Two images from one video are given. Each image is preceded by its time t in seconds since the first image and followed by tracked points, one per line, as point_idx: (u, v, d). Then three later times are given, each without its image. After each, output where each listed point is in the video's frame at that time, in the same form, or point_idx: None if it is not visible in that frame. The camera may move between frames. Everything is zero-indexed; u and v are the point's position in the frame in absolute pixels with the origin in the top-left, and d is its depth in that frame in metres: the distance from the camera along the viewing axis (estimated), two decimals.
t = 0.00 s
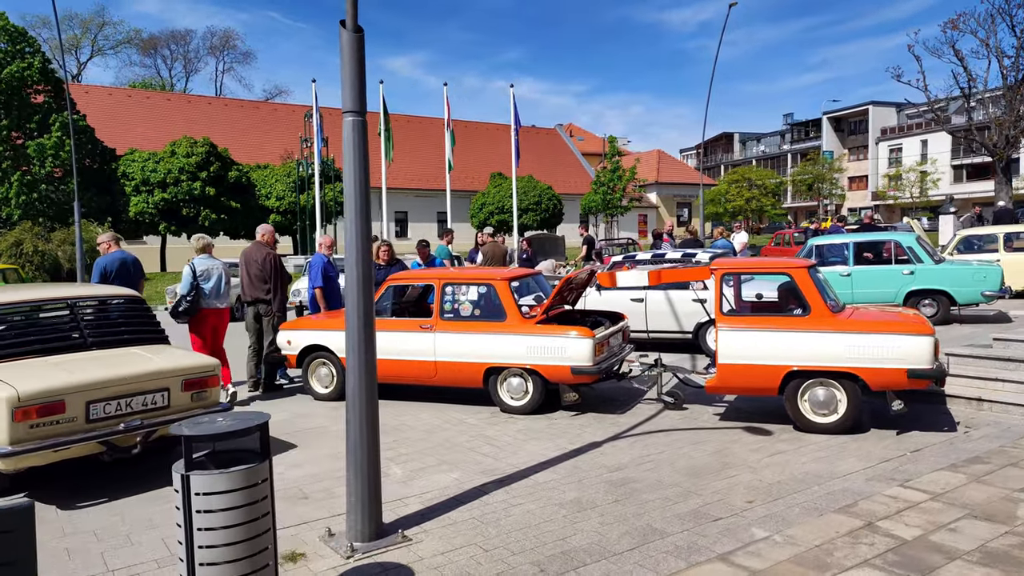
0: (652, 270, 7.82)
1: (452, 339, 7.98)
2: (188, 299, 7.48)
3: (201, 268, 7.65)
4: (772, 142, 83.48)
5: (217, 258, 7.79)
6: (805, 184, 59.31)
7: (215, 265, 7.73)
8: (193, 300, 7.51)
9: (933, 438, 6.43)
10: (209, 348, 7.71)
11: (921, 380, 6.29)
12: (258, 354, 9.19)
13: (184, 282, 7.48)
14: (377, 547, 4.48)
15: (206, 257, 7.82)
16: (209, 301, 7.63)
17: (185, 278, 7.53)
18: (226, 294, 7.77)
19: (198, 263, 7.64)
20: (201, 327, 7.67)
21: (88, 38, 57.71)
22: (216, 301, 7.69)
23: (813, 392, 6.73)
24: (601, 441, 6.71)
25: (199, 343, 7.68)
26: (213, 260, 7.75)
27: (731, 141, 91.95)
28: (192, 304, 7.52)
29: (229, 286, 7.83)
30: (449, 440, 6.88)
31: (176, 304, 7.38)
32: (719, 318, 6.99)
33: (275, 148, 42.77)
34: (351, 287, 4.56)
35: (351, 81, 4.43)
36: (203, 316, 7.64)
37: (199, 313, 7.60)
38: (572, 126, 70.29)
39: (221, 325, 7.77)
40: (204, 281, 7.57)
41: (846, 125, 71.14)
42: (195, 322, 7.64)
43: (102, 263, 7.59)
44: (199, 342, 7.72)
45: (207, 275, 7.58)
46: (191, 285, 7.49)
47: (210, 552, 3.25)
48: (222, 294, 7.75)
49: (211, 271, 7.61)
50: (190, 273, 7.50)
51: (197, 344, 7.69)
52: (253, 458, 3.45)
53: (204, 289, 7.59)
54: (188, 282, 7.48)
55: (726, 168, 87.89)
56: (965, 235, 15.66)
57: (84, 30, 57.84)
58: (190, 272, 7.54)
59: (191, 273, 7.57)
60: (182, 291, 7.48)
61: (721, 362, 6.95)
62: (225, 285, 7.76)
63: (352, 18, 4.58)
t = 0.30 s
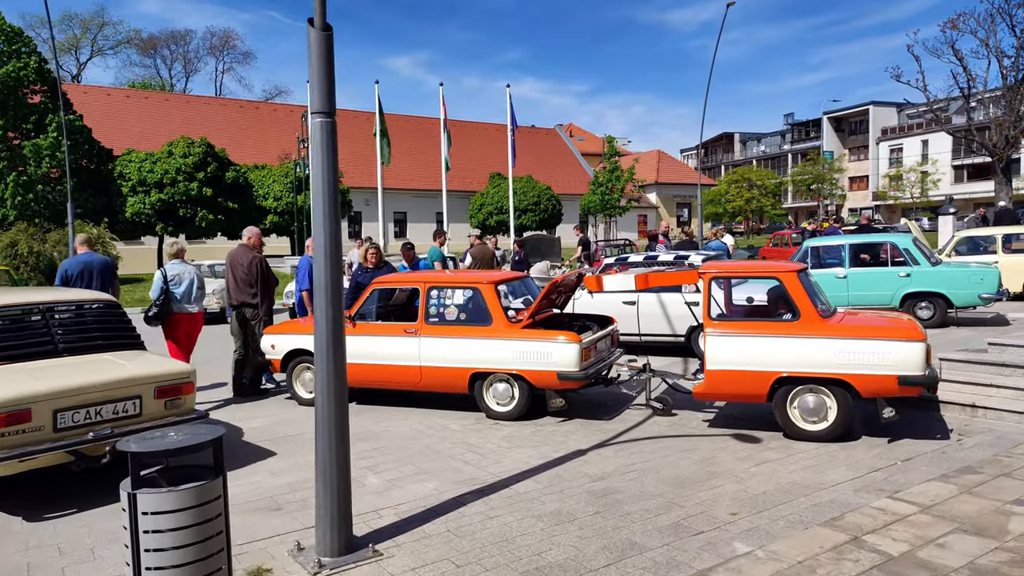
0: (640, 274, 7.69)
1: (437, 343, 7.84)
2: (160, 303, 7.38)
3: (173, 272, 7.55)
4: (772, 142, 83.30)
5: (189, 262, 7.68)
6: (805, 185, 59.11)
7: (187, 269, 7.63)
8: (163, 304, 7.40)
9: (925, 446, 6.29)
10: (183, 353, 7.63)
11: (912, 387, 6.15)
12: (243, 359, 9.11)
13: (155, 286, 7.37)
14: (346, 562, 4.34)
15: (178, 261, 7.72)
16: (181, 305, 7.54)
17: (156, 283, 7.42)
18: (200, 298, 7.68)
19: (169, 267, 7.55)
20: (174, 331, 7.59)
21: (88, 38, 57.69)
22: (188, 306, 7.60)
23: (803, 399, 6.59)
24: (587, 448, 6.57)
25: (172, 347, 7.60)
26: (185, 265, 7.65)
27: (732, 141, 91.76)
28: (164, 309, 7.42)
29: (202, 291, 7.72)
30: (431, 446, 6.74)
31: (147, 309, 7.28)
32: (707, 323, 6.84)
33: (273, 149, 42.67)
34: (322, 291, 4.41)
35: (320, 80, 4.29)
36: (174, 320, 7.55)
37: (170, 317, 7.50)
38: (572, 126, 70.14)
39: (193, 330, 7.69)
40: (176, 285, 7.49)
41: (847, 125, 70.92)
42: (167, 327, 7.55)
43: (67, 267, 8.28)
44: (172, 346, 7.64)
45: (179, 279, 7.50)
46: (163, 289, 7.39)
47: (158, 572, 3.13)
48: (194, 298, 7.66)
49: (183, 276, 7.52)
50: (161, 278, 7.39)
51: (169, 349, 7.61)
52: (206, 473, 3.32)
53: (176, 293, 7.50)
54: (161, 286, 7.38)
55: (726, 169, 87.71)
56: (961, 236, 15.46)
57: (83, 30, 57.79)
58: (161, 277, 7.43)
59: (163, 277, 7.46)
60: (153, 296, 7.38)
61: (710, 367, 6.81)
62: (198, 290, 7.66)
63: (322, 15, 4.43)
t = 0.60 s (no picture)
0: (627, 277, 7.56)
1: (423, 346, 7.70)
2: (139, 303, 7.27)
3: (154, 273, 7.45)
4: (773, 143, 83.15)
5: (171, 264, 7.58)
6: (805, 185, 58.91)
7: (169, 271, 7.53)
8: (142, 305, 7.28)
9: (916, 452, 6.15)
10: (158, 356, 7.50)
11: (903, 392, 6.01)
12: (229, 362, 8.97)
13: (136, 286, 7.25)
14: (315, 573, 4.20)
15: (159, 262, 7.62)
16: (159, 307, 7.43)
17: (136, 282, 7.31)
18: (179, 300, 7.58)
19: (151, 268, 7.45)
20: (149, 333, 7.45)
21: (88, 39, 57.70)
22: (166, 308, 7.48)
23: (793, 404, 6.46)
24: (571, 454, 6.44)
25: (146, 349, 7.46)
26: (167, 266, 7.54)
27: (733, 142, 91.46)
28: (142, 310, 7.31)
29: (182, 293, 7.61)
30: (413, 452, 6.60)
31: (125, 308, 7.16)
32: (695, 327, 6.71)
33: (271, 150, 42.57)
34: (290, 295, 4.27)
35: (287, 76, 4.16)
36: (151, 321, 7.42)
37: (147, 318, 7.38)
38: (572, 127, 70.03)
39: (168, 333, 7.56)
40: (156, 286, 7.38)
41: (848, 126, 70.73)
42: (143, 329, 7.41)
43: (39, 269, 8.31)
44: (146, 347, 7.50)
45: (160, 280, 7.39)
46: (143, 289, 7.28)
47: None
48: (173, 301, 7.55)
49: (165, 278, 7.42)
50: (142, 278, 7.28)
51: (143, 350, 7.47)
52: (157, 486, 3.23)
53: (156, 294, 7.39)
54: (141, 286, 7.27)
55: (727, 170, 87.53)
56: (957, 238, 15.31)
57: (83, 32, 57.80)
58: (142, 277, 7.31)
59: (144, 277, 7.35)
60: (133, 295, 7.27)
61: (698, 371, 6.67)
62: (178, 293, 7.55)
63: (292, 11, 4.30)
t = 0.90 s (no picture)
0: (613, 279, 7.44)
1: (407, 349, 7.58)
2: (116, 303, 7.17)
3: (133, 274, 7.35)
4: (774, 143, 82.94)
5: (152, 264, 7.48)
6: (806, 185, 58.70)
7: (149, 272, 7.43)
8: (119, 304, 7.18)
9: (907, 459, 6.02)
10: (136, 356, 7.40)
11: (894, 397, 5.88)
12: (215, 365, 8.85)
13: (114, 285, 7.16)
14: None
15: (140, 262, 7.54)
16: (138, 307, 7.33)
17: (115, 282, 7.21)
18: (160, 301, 7.47)
19: (131, 268, 7.36)
20: (128, 334, 7.35)
21: (88, 39, 57.65)
22: (145, 308, 7.38)
23: (781, 409, 6.32)
24: (556, 460, 6.31)
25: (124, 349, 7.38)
26: (148, 267, 7.45)
27: (734, 141, 91.21)
28: (120, 309, 7.22)
29: (162, 294, 7.50)
30: (394, 458, 6.47)
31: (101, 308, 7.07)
32: (682, 329, 6.58)
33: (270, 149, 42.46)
34: (256, 300, 4.14)
35: (252, 74, 4.03)
36: (129, 321, 7.32)
37: (124, 318, 7.27)
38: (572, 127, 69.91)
39: (148, 333, 7.45)
40: (135, 286, 7.29)
41: (849, 125, 70.52)
42: (121, 329, 7.32)
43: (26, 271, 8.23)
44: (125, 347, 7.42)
45: (138, 281, 7.29)
46: (120, 290, 7.18)
47: None
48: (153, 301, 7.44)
49: (144, 278, 7.33)
50: (120, 278, 7.18)
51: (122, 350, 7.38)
52: (104, 501, 3.13)
53: (133, 294, 7.29)
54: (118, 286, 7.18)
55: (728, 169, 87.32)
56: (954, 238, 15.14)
57: (83, 31, 57.78)
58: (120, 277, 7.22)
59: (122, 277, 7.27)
60: (110, 295, 7.17)
61: (685, 375, 6.53)
62: (159, 294, 7.44)
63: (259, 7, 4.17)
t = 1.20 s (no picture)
0: (598, 280, 7.31)
1: (391, 351, 7.45)
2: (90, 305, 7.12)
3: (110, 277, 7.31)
4: (775, 142, 82.67)
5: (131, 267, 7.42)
6: (807, 184, 58.48)
7: (127, 275, 7.35)
8: (91, 306, 7.11)
9: (896, 464, 5.90)
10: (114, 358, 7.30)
11: (884, 401, 5.75)
12: (198, 368, 8.73)
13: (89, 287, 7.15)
14: None
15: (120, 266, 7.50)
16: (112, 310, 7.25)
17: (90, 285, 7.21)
18: (140, 304, 7.36)
19: (108, 271, 7.31)
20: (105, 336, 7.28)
21: (88, 38, 57.55)
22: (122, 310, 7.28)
23: (769, 413, 6.19)
24: (539, 465, 6.18)
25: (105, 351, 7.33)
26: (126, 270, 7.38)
27: (735, 141, 90.97)
28: (94, 312, 7.16)
29: (141, 297, 7.40)
30: (374, 464, 6.35)
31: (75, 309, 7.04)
32: (668, 333, 6.44)
33: (268, 149, 42.38)
34: (219, 302, 4.01)
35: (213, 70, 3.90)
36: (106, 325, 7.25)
37: (101, 321, 7.21)
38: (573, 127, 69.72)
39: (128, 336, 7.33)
40: (109, 290, 7.24)
41: (851, 125, 70.25)
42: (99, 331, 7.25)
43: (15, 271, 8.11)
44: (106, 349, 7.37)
45: (112, 284, 7.23)
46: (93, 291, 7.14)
47: None
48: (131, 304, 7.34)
49: (121, 282, 7.25)
50: (93, 281, 7.17)
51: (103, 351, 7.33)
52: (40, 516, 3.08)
53: (108, 297, 7.23)
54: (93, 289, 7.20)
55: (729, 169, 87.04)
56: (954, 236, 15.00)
57: (83, 31, 57.70)
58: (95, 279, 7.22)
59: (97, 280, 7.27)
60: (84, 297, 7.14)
61: (672, 378, 6.39)
62: (136, 298, 7.34)
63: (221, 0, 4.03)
